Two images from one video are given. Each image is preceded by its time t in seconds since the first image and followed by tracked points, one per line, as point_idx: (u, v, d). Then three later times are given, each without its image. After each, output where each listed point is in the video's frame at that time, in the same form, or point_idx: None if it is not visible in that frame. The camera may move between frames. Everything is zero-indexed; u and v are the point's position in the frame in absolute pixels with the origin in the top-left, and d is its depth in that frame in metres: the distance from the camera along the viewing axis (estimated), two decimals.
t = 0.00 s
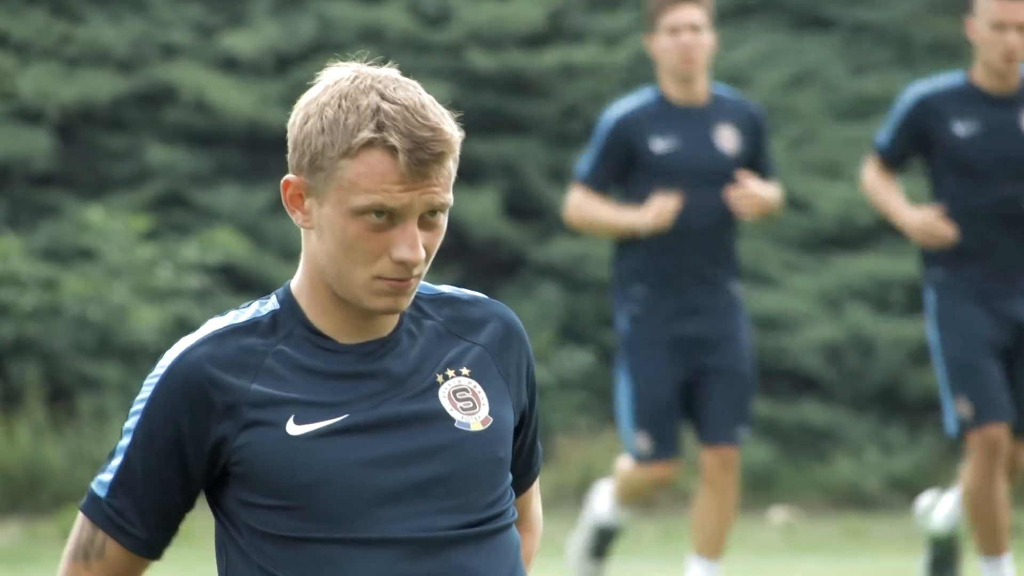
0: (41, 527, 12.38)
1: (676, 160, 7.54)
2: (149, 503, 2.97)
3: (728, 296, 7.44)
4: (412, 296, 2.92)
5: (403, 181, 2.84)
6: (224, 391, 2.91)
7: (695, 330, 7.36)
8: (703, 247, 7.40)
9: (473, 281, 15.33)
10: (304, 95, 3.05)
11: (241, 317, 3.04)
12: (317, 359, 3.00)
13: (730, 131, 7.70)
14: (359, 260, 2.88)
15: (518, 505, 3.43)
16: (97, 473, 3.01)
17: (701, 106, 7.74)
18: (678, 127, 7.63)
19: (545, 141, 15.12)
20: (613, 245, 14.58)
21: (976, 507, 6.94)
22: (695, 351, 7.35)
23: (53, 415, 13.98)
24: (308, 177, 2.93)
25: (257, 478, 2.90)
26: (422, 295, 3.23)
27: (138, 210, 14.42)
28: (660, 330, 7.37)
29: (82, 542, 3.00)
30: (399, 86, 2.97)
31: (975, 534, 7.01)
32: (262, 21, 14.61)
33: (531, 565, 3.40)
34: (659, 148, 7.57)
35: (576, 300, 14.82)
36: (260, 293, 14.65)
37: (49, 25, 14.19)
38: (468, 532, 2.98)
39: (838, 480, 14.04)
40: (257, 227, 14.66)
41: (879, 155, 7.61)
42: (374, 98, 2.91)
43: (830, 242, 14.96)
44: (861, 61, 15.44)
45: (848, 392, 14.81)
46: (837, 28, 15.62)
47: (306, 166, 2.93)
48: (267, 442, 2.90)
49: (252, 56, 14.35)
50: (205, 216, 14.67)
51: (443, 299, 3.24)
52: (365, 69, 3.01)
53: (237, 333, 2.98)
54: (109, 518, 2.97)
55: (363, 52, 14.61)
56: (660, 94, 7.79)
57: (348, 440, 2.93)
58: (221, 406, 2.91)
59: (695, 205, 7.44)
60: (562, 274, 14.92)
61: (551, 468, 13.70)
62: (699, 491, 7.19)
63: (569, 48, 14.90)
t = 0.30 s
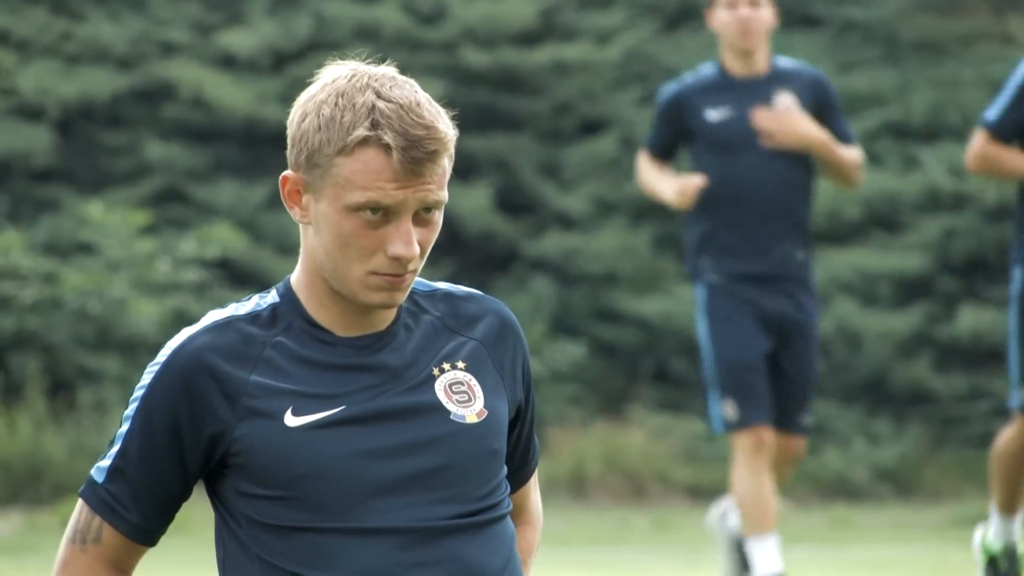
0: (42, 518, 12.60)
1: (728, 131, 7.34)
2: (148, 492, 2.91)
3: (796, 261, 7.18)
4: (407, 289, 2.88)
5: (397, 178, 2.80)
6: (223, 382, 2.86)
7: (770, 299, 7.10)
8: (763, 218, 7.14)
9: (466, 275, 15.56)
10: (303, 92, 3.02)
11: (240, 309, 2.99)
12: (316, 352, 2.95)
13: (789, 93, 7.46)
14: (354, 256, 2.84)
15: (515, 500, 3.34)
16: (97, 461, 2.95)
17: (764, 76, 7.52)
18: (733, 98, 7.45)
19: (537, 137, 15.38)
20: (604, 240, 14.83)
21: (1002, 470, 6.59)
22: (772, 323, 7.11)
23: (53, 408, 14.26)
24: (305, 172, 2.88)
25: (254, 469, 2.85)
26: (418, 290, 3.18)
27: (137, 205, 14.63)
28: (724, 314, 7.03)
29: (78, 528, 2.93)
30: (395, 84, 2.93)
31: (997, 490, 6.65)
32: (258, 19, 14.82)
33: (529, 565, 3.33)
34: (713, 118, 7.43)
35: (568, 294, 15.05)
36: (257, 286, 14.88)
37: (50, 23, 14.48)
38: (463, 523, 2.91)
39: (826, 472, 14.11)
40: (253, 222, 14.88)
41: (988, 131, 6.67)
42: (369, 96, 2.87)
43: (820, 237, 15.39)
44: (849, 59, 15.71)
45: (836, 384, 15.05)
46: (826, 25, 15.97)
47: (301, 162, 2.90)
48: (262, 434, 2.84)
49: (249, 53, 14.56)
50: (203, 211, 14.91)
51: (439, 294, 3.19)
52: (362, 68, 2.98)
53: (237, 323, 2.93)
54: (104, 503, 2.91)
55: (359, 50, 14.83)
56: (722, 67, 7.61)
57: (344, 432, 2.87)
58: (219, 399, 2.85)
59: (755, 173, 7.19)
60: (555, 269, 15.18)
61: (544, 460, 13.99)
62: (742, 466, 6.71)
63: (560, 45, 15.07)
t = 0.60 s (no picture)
0: (46, 512, 12.84)
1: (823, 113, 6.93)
2: (161, 496, 2.78)
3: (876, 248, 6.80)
4: (413, 296, 2.76)
5: (408, 188, 2.67)
6: (234, 381, 2.74)
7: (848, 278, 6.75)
8: (851, 199, 6.80)
9: (463, 274, 15.81)
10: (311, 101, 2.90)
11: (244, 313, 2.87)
12: (322, 357, 2.83)
13: (872, 83, 7.10)
14: (362, 262, 2.72)
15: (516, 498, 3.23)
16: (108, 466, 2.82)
17: (844, 61, 7.13)
18: (822, 79, 7.01)
19: (534, 138, 15.64)
20: (599, 239, 15.09)
21: None
22: (842, 304, 6.73)
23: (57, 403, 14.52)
24: (315, 179, 2.76)
25: (264, 468, 2.72)
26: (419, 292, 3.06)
27: (139, 205, 14.89)
28: (805, 289, 6.82)
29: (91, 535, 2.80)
30: (406, 91, 2.82)
31: None
32: (258, 21, 15.07)
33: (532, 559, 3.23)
34: (808, 98, 6.97)
35: (563, 292, 15.30)
36: (257, 284, 15.14)
37: (53, 26, 14.76)
38: (470, 517, 2.79)
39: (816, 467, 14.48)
40: (254, 221, 15.10)
41: None
42: (379, 104, 2.77)
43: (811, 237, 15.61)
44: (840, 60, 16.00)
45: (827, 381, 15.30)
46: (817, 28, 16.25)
47: (313, 170, 2.77)
48: (272, 433, 2.72)
49: (249, 54, 14.81)
50: (204, 210, 15.15)
51: (440, 296, 3.06)
52: (371, 74, 2.86)
53: (243, 324, 2.82)
54: (116, 504, 2.77)
55: (359, 53, 15.07)
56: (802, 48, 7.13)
57: (354, 430, 2.75)
58: (232, 398, 2.74)
59: (846, 159, 6.82)
60: (551, 267, 15.41)
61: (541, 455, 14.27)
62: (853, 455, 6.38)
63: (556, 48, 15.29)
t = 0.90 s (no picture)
0: (49, 506, 13.09)
1: (866, 124, 7.22)
2: (167, 492, 2.81)
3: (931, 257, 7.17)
4: (416, 294, 2.78)
5: (411, 190, 2.70)
6: (240, 381, 2.77)
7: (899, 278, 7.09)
8: (897, 208, 7.06)
9: (459, 272, 16.06)
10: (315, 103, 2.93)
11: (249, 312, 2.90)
12: (329, 356, 2.85)
13: (922, 95, 7.29)
14: (364, 263, 2.74)
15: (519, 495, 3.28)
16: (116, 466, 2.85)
17: (899, 71, 7.36)
18: (866, 96, 7.32)
19: (529, 138, 15.87)
20: (593, 237, 15.31)
21: None
22: (891, 297, 7.09)
23: (60, 399, 14.81)
24: (319, 181, 2.79)
25: (268, 463, 2.74)
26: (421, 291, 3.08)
27: (141, 204, 15.13)
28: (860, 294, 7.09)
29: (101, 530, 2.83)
30: (408, 97, 2.84)
31: None
32: (258, 23, 15.31)
33: (530, 553, 3.26)
34: (847, 115, 7.30)
35: (558, 290, 15.50)
36: (257, 282, 15.39)
37: (56, 27, 15.02)
38: (472, 512, 2.81)
39: (808, 462, 14.80)
40: (253, 220, 15.34)
41: None
42: (382, 108, 2.79)
43: (799, 235, 15.70)
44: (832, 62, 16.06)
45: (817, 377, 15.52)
46: (807, 31, 16.30)
47: (316, 174, 2.80)
48: (275, 428, 2.74)
49: (249, 56, 15.03)
50: (205, 209, 15.40)
51: (441, 295, 3.08)
52: (374, 78, 2.89)
53: (246, 322, 2.84)
54: (124, 501, 2.80)
55: (357, 55, 15.31)
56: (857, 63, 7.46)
57: (357, 424, 2.77)
58: (236, 395, 2.76)
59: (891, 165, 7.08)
60: (545, 266, 15.66)
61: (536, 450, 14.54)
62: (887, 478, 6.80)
63: (550, 49, 15.54)
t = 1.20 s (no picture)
0: (54, 502, 13.34)
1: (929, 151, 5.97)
2: (167, 488, 2.57)
3: (984, 279, 5.91)
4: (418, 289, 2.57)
5: (415, 187, 2.50)
6: (241, 374, 2.54)
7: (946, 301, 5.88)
8: (954, 235, 5.85)
9: (458, 271, 16.31)
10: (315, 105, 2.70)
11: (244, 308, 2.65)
12: (325, 351, 2.62)
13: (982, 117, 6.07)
14: (368, 257, 2.53)
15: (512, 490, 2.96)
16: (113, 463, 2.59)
17: (952, 93, 6.16)
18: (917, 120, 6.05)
19: (526, 140, 16.14)
20: (589, 237, 15.57)
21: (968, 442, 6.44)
22: (954, 336, 5.85)
23: (64, 396, 15.11)
24: (322, 179, 2.56)
25: (268, 458, 2.52)
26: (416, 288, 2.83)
27: (144, 204, 15.37)
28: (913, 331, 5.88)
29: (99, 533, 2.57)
30: (412, 94, 2.61)
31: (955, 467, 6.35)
32: (260, 26, 15.55)
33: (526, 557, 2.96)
34: (910, 139, 6.03)
35: (554, 289, 15.76)
36: (258, 281, 15.62)
37: (61, 31, 15.26)
38: (466, 505, 2.57)
39: (801, 459, 15.04)
40: (255, 220, 15.59)
41: None
42: (386, 108, 2.56)
43: (792, 235, 15.96)
44: (823, 65, 16.34)
45: (810, 374, 15.75)
46: (800, 33, 16.56)
47: (318, 166, 2.58)
48: (270, 424, 2.52)
49: (250, 58, 15.28)
50: (207, 209, 15.66)
51: (438, 292, 2.83)
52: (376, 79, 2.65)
53: (244, 315, 2.61)
54: (123, 492, 2.55)
55: (357, 58, 15.55)
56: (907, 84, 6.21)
57: (355, 420, 2.54)
58: (234, 387, 2.53)
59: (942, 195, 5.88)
60: (542, 265, 15.93)
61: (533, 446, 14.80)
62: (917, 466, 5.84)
63: (547, 52, 15.79)
